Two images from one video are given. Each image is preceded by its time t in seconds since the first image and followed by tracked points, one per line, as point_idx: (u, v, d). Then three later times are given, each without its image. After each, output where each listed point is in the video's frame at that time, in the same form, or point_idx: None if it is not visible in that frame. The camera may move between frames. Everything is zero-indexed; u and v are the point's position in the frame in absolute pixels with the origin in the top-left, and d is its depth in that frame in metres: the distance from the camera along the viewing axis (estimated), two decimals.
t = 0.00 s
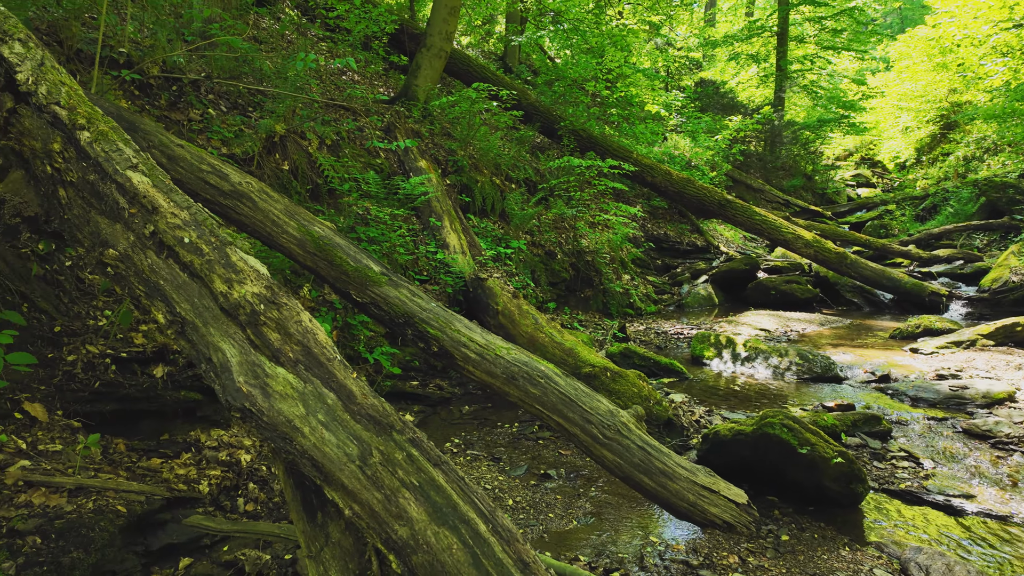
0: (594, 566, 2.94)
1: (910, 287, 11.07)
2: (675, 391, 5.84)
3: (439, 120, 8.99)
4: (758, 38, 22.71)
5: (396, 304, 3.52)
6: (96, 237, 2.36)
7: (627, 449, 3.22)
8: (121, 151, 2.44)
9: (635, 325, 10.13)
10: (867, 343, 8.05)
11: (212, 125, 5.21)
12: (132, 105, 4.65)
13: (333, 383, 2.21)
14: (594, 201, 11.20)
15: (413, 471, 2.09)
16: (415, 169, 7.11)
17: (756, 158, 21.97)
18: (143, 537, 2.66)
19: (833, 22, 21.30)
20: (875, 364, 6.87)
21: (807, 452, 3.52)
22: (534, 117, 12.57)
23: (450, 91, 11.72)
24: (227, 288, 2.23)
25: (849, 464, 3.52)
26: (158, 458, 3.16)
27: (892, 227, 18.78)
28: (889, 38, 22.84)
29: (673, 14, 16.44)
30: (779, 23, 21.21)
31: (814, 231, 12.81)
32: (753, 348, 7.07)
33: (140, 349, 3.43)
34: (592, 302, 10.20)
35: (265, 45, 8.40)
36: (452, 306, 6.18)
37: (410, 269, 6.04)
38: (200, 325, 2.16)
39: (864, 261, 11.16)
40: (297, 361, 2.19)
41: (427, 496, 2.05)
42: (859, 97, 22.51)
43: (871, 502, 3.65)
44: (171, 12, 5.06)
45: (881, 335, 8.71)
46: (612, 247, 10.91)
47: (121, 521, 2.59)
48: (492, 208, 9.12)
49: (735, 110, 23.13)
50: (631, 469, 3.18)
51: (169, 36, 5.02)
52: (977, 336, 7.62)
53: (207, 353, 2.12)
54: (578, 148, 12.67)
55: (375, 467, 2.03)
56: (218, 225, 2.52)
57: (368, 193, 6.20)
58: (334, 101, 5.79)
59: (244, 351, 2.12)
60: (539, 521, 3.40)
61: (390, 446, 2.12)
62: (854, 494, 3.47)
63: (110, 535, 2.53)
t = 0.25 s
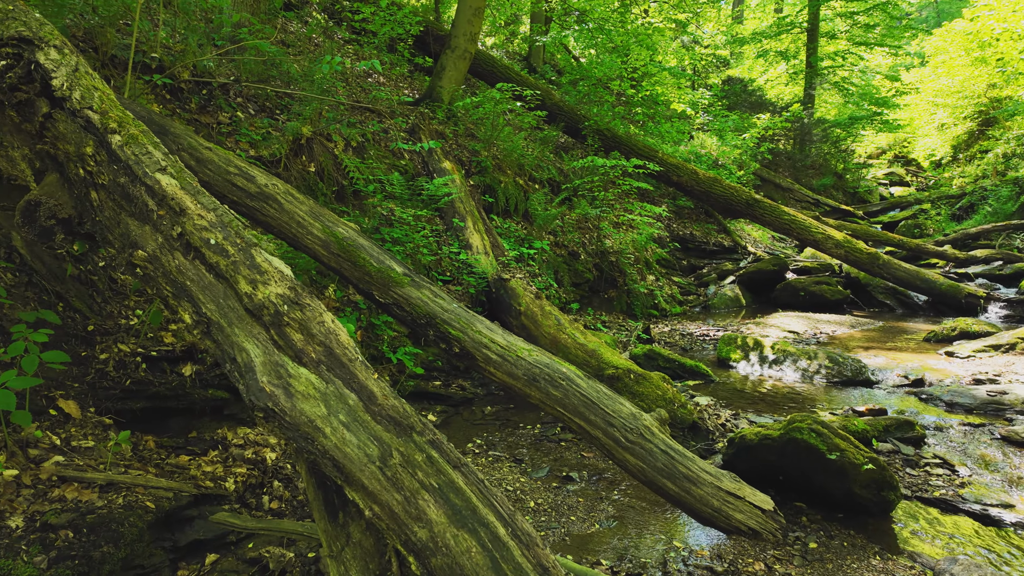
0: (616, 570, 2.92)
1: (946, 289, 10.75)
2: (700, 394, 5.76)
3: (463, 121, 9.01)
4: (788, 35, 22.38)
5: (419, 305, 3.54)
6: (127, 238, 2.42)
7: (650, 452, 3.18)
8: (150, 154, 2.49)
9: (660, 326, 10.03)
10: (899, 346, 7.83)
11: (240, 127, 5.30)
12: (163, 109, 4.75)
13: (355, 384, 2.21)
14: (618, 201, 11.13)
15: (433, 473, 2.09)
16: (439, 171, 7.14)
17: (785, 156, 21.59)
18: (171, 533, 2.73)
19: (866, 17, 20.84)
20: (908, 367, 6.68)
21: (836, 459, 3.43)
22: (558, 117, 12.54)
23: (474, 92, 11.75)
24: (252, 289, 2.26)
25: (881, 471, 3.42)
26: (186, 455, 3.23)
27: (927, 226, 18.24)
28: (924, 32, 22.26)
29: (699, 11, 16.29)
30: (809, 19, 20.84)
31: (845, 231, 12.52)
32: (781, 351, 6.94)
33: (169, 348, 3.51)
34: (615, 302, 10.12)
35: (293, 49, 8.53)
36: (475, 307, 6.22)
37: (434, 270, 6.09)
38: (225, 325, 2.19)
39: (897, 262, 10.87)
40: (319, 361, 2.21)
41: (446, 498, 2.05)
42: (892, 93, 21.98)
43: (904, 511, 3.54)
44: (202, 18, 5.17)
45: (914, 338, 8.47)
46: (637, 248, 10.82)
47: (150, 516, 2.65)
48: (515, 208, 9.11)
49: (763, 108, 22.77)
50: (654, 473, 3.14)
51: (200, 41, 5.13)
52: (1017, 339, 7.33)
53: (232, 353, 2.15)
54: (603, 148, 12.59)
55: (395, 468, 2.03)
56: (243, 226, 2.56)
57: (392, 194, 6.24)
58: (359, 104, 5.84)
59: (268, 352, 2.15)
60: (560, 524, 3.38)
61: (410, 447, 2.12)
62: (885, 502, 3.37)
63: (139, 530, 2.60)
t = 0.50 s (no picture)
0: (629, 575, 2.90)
1: (971, 291, 10.52)
2: (716, 397, 5.71)
3: (478, 123, 9.03)
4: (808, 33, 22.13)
5: (431, 307, 3.56)
6: (144, 240, 2.46)
7: (663, 457, 3.16)
8: (166, 157, 2.53)
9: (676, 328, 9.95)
10: (922, 349, 7.69)
11: (258, 130, 5.37)
12: (183, 113, 4.83)
13: (366, 386, 2.22)
14: (634, 202, 11.08)
15: (442, 475, 2.09)
16: (455, 172, 7.16)
17: (805, 156, 21.31)
18: (187, 531, 2.77)
19: (888, 15, 20.54)
20: (931, 371, 6.55)
21: (854, 464, 3.38)
22: (574, 118, 12.51)
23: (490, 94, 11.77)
24: (264, 290, 2.28)
25: (901, 477, 3.35)
26: (202, 454, 3.27)
27: (951, 227, 17.86)
28: (949, 29, 21.88)
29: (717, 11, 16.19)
30: (830, 17, 20.60)
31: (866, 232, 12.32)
32: (800, 354, 6.84)
33: (187, 349, 3.56)
34: (631, 304, 10.06)
35: (311, 52, 8.63)
36: (490, 308, 6.25)
37: (449, 271, 6.13)
38: (238, 327, 2.22)
39: (919, 263, 10.67)
40: (330, 363, 2.22)
41: (455, 501, 2.04)
42: (915, 92, 21.61)
43: (925, 518, 3.47)
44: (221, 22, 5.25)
45: (937, 341, 8.31)
46: (653, 249, 10.74)
47: (166, 515, 2.69)
48: (531, 210, 9.10)
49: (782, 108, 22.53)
50: (667, 478, 3.12)
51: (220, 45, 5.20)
52: None
53: (245, 355, 2.18)
54: (619, 149, 12.54)
55: (404, 471, 2.04)
56: (257, 229, 2.58)
57: (407, 196, 6.28)
58: (375, 106, 5.88)
59: (280, 353, 2.17)
60: (573, 527, 3.37)
61: (419, 450, 2.12)
62: (905, 508, 3.31)
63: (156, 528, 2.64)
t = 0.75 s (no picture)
0: None
1: (983, 291, 10.39)
2: (723, 398, 5.67)
3: (485, 123, 9.03)
4: (819, 32, 21.98)
5: (432, 306, 3.56)
6: (143, 239, 2.47)
7: (664, 457, 3.15)
8: (167, 156, 2.54)
9: (683, 329, 9.90)
10: (931, 350, 7.60)
11: (264, 130, 5.39)
12: (189, 113, 4.86)
13: (361, 385, 2.22)
14: (642, 203, 11.05)
15: (437, 474, 2.08)
16: (460, 173, 7.16)
17: (815, 156, 21.16)
18: (189, 530, 2.79)
19: (900, 13, 20.36)
20: (940, 373, 6.47)
21: (860, 465, 3.34)
22: (581, 118, 12.48)
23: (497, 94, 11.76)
24: (262, 289, 2.29)
25: (908, 479, 3.31)
26: (205, 453, 3.29)
27: (964, 227, 17.65)
28: (962, 27, 21.69)
29: (727, 10, 16.13)
30: (842, 16, 20.46)
31: (876, 232, 12.21)
32: (808, 354, 6.78)
33: (191, 347, 3.58)
34: (638, 305, 10.01)
35: (318, 53, 8.66)
36: (494, 308, 6.29)
37: (454, 271, 6.19)
38: (236, 325, 2.22)
39: (931, 264, 10.56)
40: (326, 361, 2.22)
41: (449, 501, 2.03)
42: (928, 91, 21.42)
43: (933, 521, 3.43)
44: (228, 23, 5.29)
45: (948, 342, 8.21)
46: (660, 250, 10.70)
47: (168, 513, 2.70)
48: (537, 210, 9.07)
49: (793, 107, 22.42)
50: (667, 478, 3.10)
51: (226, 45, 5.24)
52: None
53: (241, 353, 2.18)
54: (626, 149, 12.50)
55: (399, 470, 2.03)
56: (256, 228, 2.59)
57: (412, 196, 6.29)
58: (381, 106, 5.90)
59: (277, 351, 2.17)
60: (576, 528, 3.36)
61: (414, 448, 2.12)
62: (913, 511, 3.26)
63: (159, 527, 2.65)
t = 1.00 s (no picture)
0: None
1: (984, 292, 10.36)
2: (720, 399, 5.67)
3: (485, 124, 9.05)
4: (821, 33, 21.97)
5: (424, 308, 3.56)
6: (133, 240, 2.48)
7: (654, 459, 3.14)
8: (158, 158, 2.55)
9: (683, 330, 9.90)
10: (931, 351, 7.57)
11: (262, 132, 5.41)
12: (187, 115, 4.88)
13: (347, 387, 2.23)
14: (642, 203, 11.07)
15: (421, 476, 2.08)
16: (459, 173, 7.16)
17: (817, 156, 21.13)
18: (183, 530, 2.80)
19: (903, 13, 20.33)
20: (939, 374, 6.45)
21: (853, 467, 3.34)
22: (582, 119, 12.48)
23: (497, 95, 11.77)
24: (249, 291, 2.30)
25: (902, 481, 3.30)
26: (200, 454, 3.30)
27: (966, 227, 17.59)
28: (964, 27, 21.64)
29: (728, 10, 16.15)
30: (844, 16, 20.46)
31: (877, 233, 12.18)
32: (806, 355, 6.76)
33: (186, 348, 3.60)
34: (638, 305, 10.01)
35: (318, 54, 8.69)
36: (493, 309, 6.34)
37: (452, 272, 6.26)
38: (224, 327, 2.24)
39: (931, 264, 10.54)
40: (313, 363, 2.23)
41: (433, 503, 2.03)
42: (931, 91, 21.41)
43: (928, 523, 3.42)
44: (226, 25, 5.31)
45: (948, 343, 8.19)
46: (660, 250, 10.70)
47: (161, 514, 2.71)
48: (536, 211, 9.07)
49: (795, 108, 22.45)
50: (658, 479, 3.11)
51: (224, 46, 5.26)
52: None
53: (229, 355, 2.19)
54: (627, 149, 12.50)
55: (383, 471, 2.03)
56: (246, 230, 2.60)
57: (410, 198, 6.30)
58: (379, 108, 5.91)
59: (264, 353, 2.18)
60: (570, 528, 3.37)
61: (399, 450, 2.12)
62: (906, 512, 3.25)
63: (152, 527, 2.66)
